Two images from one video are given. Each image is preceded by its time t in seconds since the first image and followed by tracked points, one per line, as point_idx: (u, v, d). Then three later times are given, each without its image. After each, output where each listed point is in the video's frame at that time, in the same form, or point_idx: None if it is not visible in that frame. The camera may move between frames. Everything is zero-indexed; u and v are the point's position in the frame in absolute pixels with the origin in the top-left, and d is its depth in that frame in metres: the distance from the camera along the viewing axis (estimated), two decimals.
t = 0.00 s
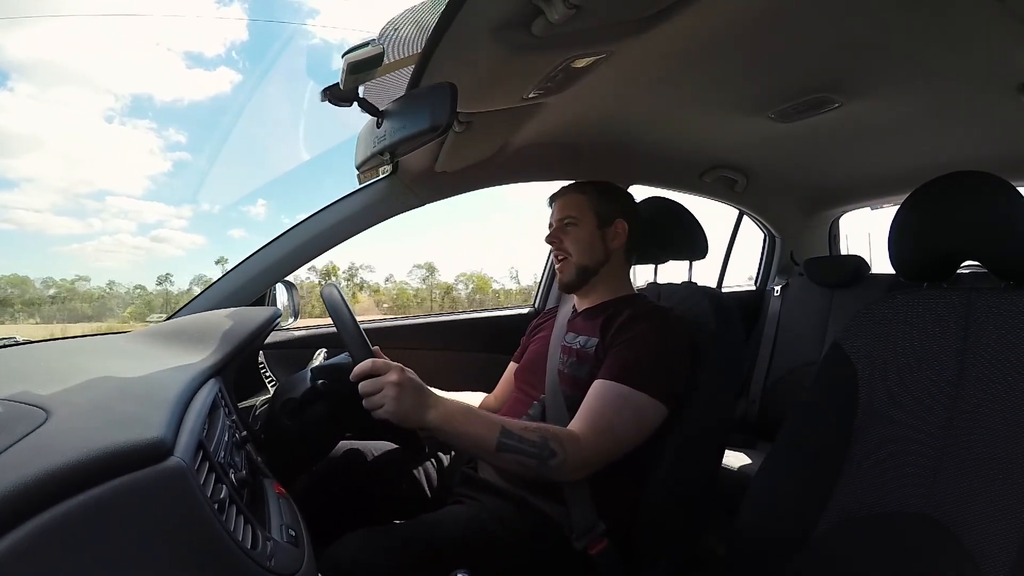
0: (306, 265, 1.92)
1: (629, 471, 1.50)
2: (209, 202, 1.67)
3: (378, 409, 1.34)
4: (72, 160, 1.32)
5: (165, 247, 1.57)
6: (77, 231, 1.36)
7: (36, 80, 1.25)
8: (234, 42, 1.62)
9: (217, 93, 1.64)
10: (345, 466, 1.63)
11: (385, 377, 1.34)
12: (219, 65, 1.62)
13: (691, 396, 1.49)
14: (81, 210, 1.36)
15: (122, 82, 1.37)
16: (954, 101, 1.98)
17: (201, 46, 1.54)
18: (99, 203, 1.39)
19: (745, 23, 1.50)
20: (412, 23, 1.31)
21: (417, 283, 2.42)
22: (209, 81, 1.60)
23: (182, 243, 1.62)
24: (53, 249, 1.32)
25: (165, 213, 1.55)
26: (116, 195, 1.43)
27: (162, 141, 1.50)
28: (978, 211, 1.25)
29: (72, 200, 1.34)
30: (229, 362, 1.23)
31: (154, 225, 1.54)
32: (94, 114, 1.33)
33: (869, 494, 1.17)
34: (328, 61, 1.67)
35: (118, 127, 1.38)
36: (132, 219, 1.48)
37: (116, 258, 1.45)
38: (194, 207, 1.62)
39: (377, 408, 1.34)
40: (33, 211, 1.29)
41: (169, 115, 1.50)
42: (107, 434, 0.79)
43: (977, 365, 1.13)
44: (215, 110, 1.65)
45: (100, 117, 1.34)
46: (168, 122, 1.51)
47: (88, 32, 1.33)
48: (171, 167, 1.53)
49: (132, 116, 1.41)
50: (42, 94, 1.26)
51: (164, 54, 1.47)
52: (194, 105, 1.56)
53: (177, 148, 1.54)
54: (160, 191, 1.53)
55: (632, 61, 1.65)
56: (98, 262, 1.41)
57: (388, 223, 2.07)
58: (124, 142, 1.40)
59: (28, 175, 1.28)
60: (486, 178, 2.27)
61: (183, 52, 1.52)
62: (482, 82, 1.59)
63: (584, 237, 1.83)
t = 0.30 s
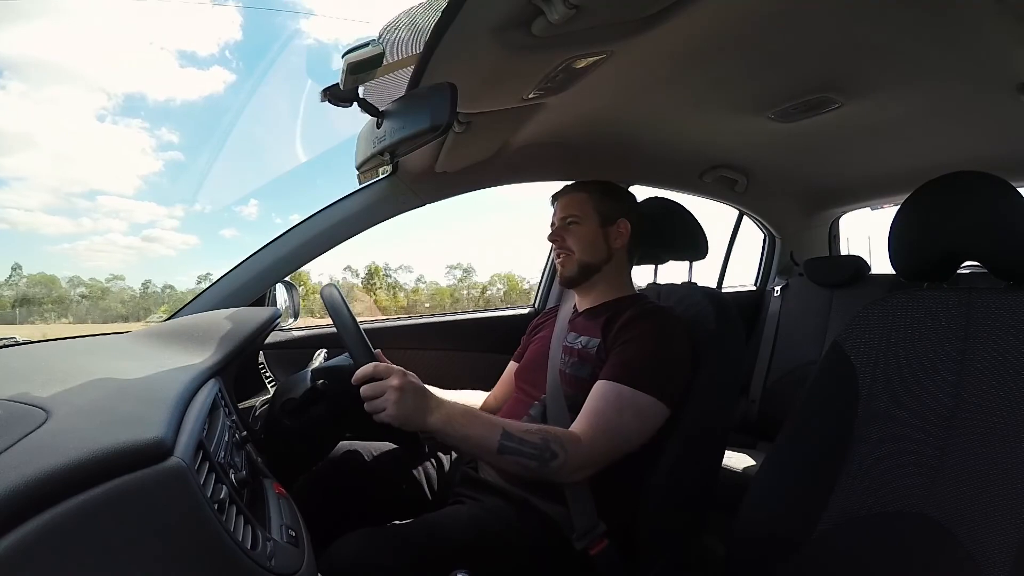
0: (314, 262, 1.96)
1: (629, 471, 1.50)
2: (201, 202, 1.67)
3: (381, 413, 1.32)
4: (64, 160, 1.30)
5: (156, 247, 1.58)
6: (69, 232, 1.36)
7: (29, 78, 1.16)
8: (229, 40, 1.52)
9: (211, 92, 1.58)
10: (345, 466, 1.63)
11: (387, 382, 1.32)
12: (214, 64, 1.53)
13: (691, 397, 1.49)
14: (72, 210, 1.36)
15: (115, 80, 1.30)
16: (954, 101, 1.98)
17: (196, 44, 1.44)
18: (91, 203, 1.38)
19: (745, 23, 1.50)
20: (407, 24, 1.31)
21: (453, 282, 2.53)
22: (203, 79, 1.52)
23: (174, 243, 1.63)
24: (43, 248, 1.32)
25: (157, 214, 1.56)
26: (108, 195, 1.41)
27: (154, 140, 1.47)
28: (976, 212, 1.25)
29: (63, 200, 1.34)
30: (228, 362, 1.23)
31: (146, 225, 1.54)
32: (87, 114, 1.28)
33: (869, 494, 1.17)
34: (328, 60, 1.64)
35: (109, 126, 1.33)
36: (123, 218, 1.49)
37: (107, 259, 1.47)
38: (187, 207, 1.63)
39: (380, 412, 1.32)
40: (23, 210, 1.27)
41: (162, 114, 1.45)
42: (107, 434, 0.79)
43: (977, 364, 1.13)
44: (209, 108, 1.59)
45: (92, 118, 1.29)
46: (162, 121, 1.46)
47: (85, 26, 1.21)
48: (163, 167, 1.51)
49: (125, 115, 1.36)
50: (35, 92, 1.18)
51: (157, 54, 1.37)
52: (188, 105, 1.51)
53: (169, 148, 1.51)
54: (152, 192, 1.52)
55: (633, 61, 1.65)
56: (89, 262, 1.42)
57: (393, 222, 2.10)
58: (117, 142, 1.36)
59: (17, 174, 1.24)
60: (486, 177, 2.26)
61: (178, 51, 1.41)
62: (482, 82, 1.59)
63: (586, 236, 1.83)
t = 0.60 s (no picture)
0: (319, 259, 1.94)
1: (629, 471, 1.50)
2: (196, 195, 1.67)
3: (394, 433, 1.32)
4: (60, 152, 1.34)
5: (152, 242, 1.60)
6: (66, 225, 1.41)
7: (24, 71, 1.23)
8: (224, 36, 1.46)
9: (207, 87, 1.55)
10: (345, 468, 1.63)
11: (400, 406, 1.31)
12: (210, 58, 1.49)
13: (691, 399, 1.49)
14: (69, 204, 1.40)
15: (111, 74, 1.37)
16: (954, 101, 1.98)
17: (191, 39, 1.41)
18: (86, 197, 1.43)
19: (745, 23, 1.50)
20: (405, 23, 1.30)
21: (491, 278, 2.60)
22: (199, 74, 1.50)
23: (169, 237, 1.64)
24: (40, 242, 1.37)
25: (152, 208, 1.57)
26: (104, 189, 1.44)
27: (150, 135, 1.48)
28: (977, 213, 1.25)
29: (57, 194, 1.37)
30: (229, 363, 1.23)
31: (140, 219, 1.56)
32: (82, 108, 1.35)
33: (868, 494, 1.17)
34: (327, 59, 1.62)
35: (105, 120, 1.40)
36: (119, 213, 1.52)
37: (103, 253, 1.50)
38: (182, 202, 1.63)
39: (393, 433, 1.32)
40: (18, 204, 1.32)
41: (159, 108, 1.47)
42: (107, 434, 0.79)
43: (977, 364, 1.13)
44: (205, 105, 1.58)
45: (90, 110, 1.36)
46: (158, 114, 1.48)
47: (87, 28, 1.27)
48: (159, 161, 1.53)
49: (121, 108, 1.42)
50: (30, 84, 1.24)
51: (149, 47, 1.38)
52: (185, 100, 1.51)
53: (164, 142, 1.52)
54: (149, 185, 1.54)
55: (631, 61, 1.65)
56: (86, 257, 1.46)
57: (393, 222, 2.10)
58: (112, 136, 1.42)
59: (14, 168, 1.28)
60: (486, 177, 2.27)
61: (174, 45, 1.41)
62: (482, 82, 1.59)
63: (587, 237, 1.83)
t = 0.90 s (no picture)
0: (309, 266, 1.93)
1: (629, 471, 1.50)
2: (195, 198, 1.63)
3: (389, 426, 1.31)
4: (56, 151, 1.30)
5: (151, 244, 1.55)
6: (64, 227, 1.35)
7: (23, 72, 1.23)
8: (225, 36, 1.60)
9: (207, 89, 1.61)
10: (345, 467, 1.63)
11: (396, 398, 1.31)
12: (210, 60, 1.58)
13: (690, 398, 1.49)
14: (66, 205, 1.34)
15: (111, 75, 1.34)
16: (954, 102, 1.98)
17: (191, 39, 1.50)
18: (85, 199, 1.37)
19: (745, 23, 1.50)
20: (405, 22, 1.30)
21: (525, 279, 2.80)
22: (200, 76, 1.57)
23: (168, 239, 1.59)
24: (38, 244, 1.31)
25: (150, 210, 1.53)
26: (102, 191, 1.40)
27: (149, 136, 1.48)
28: (975, 212, 1.25)
29: (58, 195, 1.32)
30: (228, 362, 1.23)
31: (139, 221, 1.52)
32: (82, 106, 1.31)
33: (868, 494, 1.17)
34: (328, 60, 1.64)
35: (106, 122, 1.36)
36: (118, 214, 1.48)
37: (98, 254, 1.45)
38: (182, 203, 1.59)
39: (388, 425, 1.31)
40: (18, 206, 1.28)
41: (158, 109, 1.47)
42: (107, 434, 0.79)
43: (978, 365, 1.13)
44: (206, 107, 1.62)
45: (89, 111, 1.32)
46: (157, 116, 1.48)
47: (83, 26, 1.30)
48: (158, 162, 1.52)
49: (121, 109, 1.39)
50: (30, 86, 1.24)
51: (152, 49, 1.42)
52: (185, 100, 1.54)
53: (164, 143, 1.52)
54: (148, 187, 1.51)
55: (632, 61, 1.65)
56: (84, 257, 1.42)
57: (393, 222, 2.10)
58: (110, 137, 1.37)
59: (13, 168, 1.25)
60: (486, 177, 2.27)
61: (173, 45, 1.47)
62: (482, 82, 1.59)
63: (584, 236, 1.83)
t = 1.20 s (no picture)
0: (308, 265, 1.93)
1: (629, 471, 1.50)
2: (194, 194, 1.64)
3: (389, 427, 1.31)
4: (54, 150, 1.30)
5: (149, 240, 1.55)
6: (62, 223, 1.35)
7: (23, 68, 1.25)
8: (225, 32, 1.59)
9: (206, 84, 1.62)
10: (346, 468, 1.63)
11: (397, 399, 1.31)
12: (210, 56, 1.59)
13: (692, 399, 1.49)
14: (64, 201, 1.34)
15: (110, 70, 1.35)
16: (954, 102, 1.98)
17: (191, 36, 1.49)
18: (84, 194, 1.37)
19: (746, 24, 1.50)
20: (405, 22, 1.31)
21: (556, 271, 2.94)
22: (199, 72, 1.57)
23: (166, 235, 1.59)
24: (37, 241, 1.30)
25: (149, 205, 1.54)
26: (100, 187, 1.40)
27: (149, 132, 1.47)
28: (977, 212, 1.25)
29: (55, 192, 1.32)
30: (229, 363, 1.23)
31: (138, 217, 1.52)
32: (81, 104, 1.31)
33: (867, 494, 1.17)
34: (326, 56, 1.64)
35: (105, 118, 1.35)
36: (116, 210, 1.47)
37: (98, 250, 1.44)
38: (181, 199, 1.60)
39: (388, 426, 1.31)
40: (16, 202, 1.27)
41: (156, 106, 1.47)
42: (108, 434, 0.79)
43: (978, 365, 1.13)
44: (206, 104, 1.63)
45: (87, 107, 1.32)
46: (155, 113, 1.48)
47: (81, 23, 1.33)
48: (157, 158, 1.51)
49: (120, 106, 1.38)
50: (28, 83, 1.25)
51: (149, 44, 1.43)
52: (182, 97, 1.54)
53: (163, 139, 1.51)
54: (146, 182, 1.51)
55: (632, 61, 1.65)
56: (81, 254, 1.40)
57: (394, 222, 2.10)
58: (106, 137, 1.36)
59: (12, 164, 1.26)
60: (486, 177, 2.27)
61: (172, 41, 1.47)
62: (482, 83, 1.59)
63: (592, 236, 1.83)
